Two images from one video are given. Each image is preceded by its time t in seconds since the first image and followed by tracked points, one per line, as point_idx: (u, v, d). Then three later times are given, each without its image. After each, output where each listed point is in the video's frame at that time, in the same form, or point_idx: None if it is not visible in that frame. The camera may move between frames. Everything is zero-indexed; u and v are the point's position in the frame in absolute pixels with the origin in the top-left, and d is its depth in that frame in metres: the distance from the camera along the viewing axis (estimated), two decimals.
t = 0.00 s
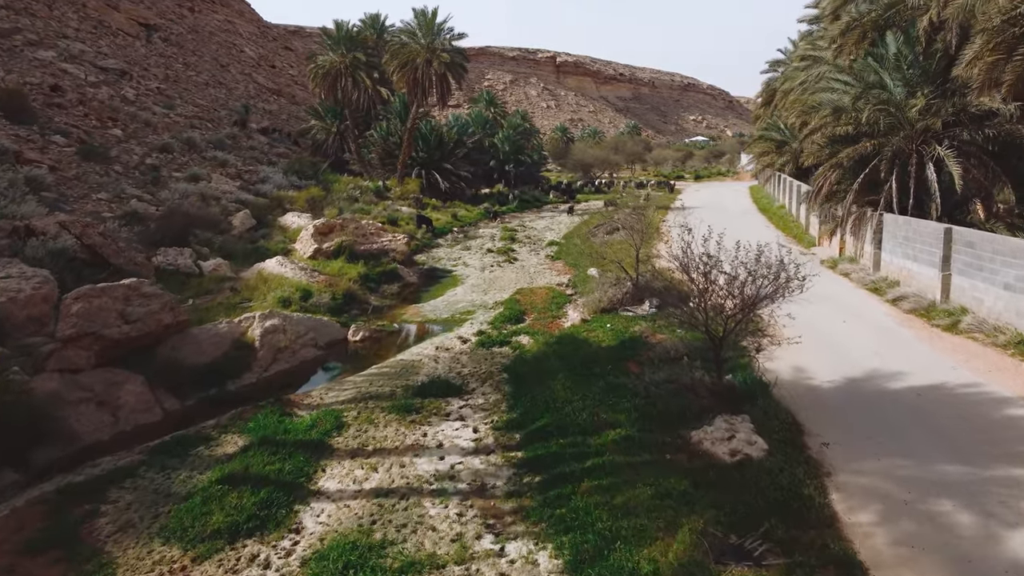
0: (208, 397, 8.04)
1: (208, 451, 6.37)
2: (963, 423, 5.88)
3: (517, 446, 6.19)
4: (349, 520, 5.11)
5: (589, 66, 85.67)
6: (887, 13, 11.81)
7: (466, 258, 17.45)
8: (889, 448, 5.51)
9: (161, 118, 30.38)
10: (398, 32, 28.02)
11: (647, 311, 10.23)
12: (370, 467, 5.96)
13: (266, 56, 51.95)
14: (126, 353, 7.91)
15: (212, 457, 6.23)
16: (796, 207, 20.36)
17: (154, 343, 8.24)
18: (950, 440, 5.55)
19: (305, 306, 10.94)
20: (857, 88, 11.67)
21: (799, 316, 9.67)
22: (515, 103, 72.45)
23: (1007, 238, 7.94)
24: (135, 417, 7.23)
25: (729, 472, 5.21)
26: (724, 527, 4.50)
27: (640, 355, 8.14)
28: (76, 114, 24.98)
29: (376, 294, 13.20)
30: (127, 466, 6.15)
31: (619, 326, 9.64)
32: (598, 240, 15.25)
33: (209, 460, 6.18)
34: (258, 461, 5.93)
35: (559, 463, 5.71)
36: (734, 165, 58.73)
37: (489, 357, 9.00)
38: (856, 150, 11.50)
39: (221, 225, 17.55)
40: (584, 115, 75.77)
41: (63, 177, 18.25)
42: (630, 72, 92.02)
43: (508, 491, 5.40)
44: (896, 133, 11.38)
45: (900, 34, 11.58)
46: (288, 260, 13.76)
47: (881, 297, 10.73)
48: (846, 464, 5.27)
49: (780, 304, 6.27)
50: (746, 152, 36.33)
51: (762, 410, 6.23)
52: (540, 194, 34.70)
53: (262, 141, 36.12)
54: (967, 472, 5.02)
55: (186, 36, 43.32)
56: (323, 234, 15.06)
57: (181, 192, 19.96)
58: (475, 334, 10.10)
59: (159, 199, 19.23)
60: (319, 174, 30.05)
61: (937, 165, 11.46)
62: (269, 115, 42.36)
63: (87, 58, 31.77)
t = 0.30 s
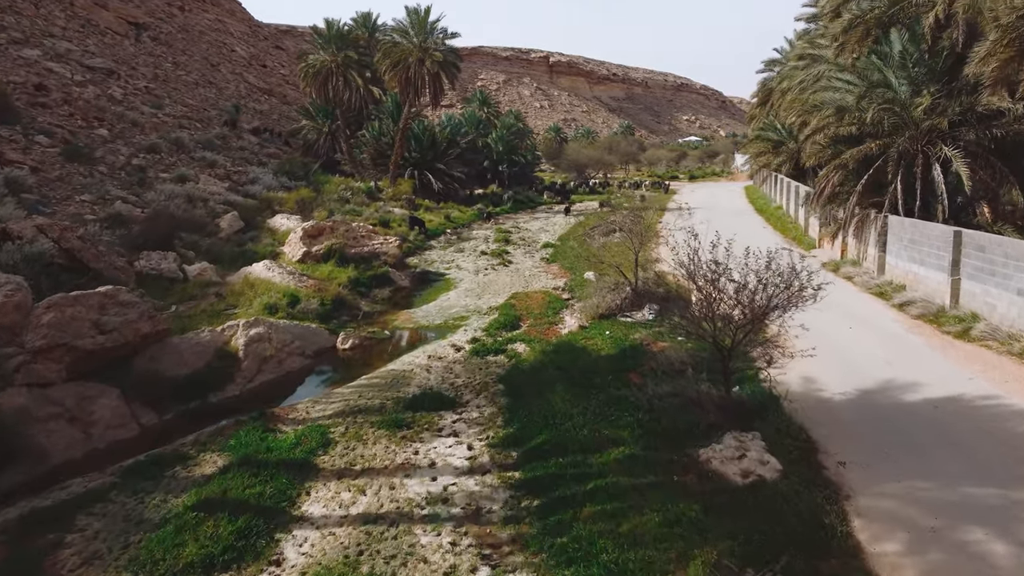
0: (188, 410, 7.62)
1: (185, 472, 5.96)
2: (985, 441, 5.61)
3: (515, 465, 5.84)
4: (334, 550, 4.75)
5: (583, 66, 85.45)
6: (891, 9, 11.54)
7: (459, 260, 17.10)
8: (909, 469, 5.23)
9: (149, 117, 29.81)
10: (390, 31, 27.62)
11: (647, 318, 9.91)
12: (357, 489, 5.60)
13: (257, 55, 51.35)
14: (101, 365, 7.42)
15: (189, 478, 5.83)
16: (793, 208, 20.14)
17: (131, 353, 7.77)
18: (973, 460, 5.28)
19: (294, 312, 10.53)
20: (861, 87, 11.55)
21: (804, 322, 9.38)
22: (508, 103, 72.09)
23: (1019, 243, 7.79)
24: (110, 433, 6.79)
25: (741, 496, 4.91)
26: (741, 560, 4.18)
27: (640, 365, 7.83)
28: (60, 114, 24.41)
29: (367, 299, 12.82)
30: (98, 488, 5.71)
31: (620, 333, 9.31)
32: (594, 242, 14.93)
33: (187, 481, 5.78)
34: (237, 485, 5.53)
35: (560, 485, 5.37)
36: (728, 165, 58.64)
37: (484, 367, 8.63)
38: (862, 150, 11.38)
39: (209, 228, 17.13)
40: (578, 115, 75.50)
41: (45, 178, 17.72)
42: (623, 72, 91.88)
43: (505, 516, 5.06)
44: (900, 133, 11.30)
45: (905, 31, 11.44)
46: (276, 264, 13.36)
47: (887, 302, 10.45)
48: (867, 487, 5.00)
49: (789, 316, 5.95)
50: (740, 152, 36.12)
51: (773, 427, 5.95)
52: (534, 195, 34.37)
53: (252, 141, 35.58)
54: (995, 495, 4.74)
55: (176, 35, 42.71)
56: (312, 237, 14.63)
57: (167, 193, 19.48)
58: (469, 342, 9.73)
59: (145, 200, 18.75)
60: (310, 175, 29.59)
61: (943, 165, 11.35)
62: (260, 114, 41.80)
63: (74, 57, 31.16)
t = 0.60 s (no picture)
0: (170, 426, 7.21)
1: (162, 496, 5.55)
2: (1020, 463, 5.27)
3: (516, 488, 5.45)
4: None
5: (580, 66, 85.09)
6: (901, 5, 11.23)
7: (457, 263, 16.71)
8: (943, 495, 4.89)
9: (141, 117, 29.31)
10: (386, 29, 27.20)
11: (652, 325, 9.53)
12: (347, 516, 5.19)
13: (252, 54, 50.80)
14: (76, 378, 6.97)
15: (166, 503, 5.43)
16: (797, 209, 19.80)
17: (109, 365, 7.33)
18: (1011, 485, 4.94)
19: (284, 319, 10.11)
20: (872, 86, 11.22)
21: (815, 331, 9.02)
22: (506, 103, 71.67)
23: None
24: (86, 452, 6.36)
25: (764, 526, 4.54)
26: None
27: (647, 378, 7.44)
28: (49, 113, 23.90)
29: (361, 304, 12.42)
30: (66, 516, 5.27)
31: (624, 342, 8.92)
32: (595, 245, 14.54)
33: (164, 507, 5.37)
34: (217, 512, 5.13)
35: (566, 512, 4.98)
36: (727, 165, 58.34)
37: (482, 379, 8.23)
38: (871, 150, 11.08)
39: (200, 231, 16.70)
40: (575, 115, 75.17)
41: (31, 179, 17.24)
42: (620, 71, 91.56)
43: (506, 547, 4.66)
44: (912, 133, 11.00)
45: (917, 27, 11.09)
46: (267, 267, 12.94)
47: (899, 308, 10.11)
48: (900, 516, 4.65)
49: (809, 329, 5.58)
50: (740, 152, 35.83)
51: (793, 446, 5.58)
52: (532, 195, 34.00)
53: (247, 141, 35.09)
54: None
55: (169, 34, 42.18)
56: (305, 240, 14.19)
57: (157, 194, 19.01)
58: (466, 350, 9.33)
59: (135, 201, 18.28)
60: (305, 175, 29.15)
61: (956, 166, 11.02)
62: (254, 114, 41.31)
63: (64, 56, 30.63)
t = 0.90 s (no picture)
0: (151, 442, 6.82)
1: (138, 522, 5.16)
2: None
3: (518, 513, 5.08)
4: None
5: (579, 66, 84.71)
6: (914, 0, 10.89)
7: (455, 266, 16.33)
8: (979, 523, 4.54)
9: (135, 117, 28.91)
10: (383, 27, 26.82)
11: (658, 332, 9.16)
12: (336, 544, 4.82)
13: (249, 54, 50.37)
14: (51, 392, 6.56)
15: (142, 530, 5.05)
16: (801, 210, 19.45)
17: (88, 377, 6.91)
18: None
19: (276, 326, 9.72)
20: (884, 84, 10.87)
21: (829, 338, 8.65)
22: (505, 103, 71.30)
23: None
24: (60, 472, 5.98)
25: (788, 559, 4.18)
26: None
27: (654, 390, 7.08)
28: (41, 113, 23.49)
29: (356, 309, 12.04)
30: (32, 545, 4.87)
31: (629, 350, 8.55)
32: (597, 248, 14.16)
33: (139, 535, 4.98)
34: (196, 542, 4.75)
35: (572, 542, 4.60)
36: (727, 166, 57.99)
37: (481, 390, 7.85)
38: (883, 150, 10.72)
39: (192, 233, 16.31)
40: (574, 115, 74.82)
41: (19, 179, 16.83)
42: (620, 72, 91.21)
43: None
44: (924, 133, 10.66)
45: (930, 23, 10.73)
46: (260, 271, 12.56)
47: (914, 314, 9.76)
48: (935, 548, 4.30)
49: (833, 342, 5.21)
50: (741, 152, 35.47)
51: (816, 467, 5.22)
52: (531, 196, 33.61)
53: (243, 141, 34.68)
54: None
55: (165, 33, 41.75)
56: (299, 242, 13.80)
57: (149, 195, 18.62)
58: (465, 358, 8.96)
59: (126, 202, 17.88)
60: (301, 176, 28.76)
61: (970, 166, 10.68)
62: (251, 114, 40.88)
63: (58, 55, 30.21)
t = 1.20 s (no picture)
0: (129, 461, 6.41)
1: (108, 555, 4.75)
2: None
3: (520, 544, 4.67)
4: None
5: (580, 66, 84.31)
6: None
7: (454, 269, 15.92)
8: None
9: (130, 117, 28.49)
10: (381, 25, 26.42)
11: (665, 341, 8.76)
12: None
13: (247, 53, 49.98)
14: (21, 408, 6.14)
15: (111, 563, 4.64)
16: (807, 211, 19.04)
17: (62, 392, 6.50)
18: None
19: (268, 333, 9.32)
20: (898, 82, 10.48)
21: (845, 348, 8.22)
22: (505, 103, 70.89)
23: None
24: (28, 495, 5.57)
25: None
26: None
27: (663, 406, 6.68)
28: (32, 112, 23.08)
29: (351, 315, 11.64)
30: None
31: (637, 361, 8.13)
32: (599, 251, 13.75)
33: (107, 569, 4.57)
34: None
35: None
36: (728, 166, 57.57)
37: (480, 403, 7.45)
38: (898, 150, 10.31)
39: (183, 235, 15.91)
40: (575, 115, 74.39)
41: (7, 180, 16.41)
42: (620, 72, 90.82)
43: None
44: (939, 133, 10.28)
45: (946, 18, 10.35)
46: (251, 275, 12.15)
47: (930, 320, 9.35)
48: None
49: (863, 360, 4.79)
50: (743, 152, 35.08)
51: (843, 493, 4.83)
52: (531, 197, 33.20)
53: (239, 141, 34.25)
54: None
55: (162, 32, 41.31)
56: (293, 245, 13.39)
57: (141, 195, 18.19)
58: (463, 369, 8.55)
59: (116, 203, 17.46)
60: (298, 176, 28.33)
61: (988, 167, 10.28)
62: (248, 114, 40.44)
63: (51, 53, 29.79)
